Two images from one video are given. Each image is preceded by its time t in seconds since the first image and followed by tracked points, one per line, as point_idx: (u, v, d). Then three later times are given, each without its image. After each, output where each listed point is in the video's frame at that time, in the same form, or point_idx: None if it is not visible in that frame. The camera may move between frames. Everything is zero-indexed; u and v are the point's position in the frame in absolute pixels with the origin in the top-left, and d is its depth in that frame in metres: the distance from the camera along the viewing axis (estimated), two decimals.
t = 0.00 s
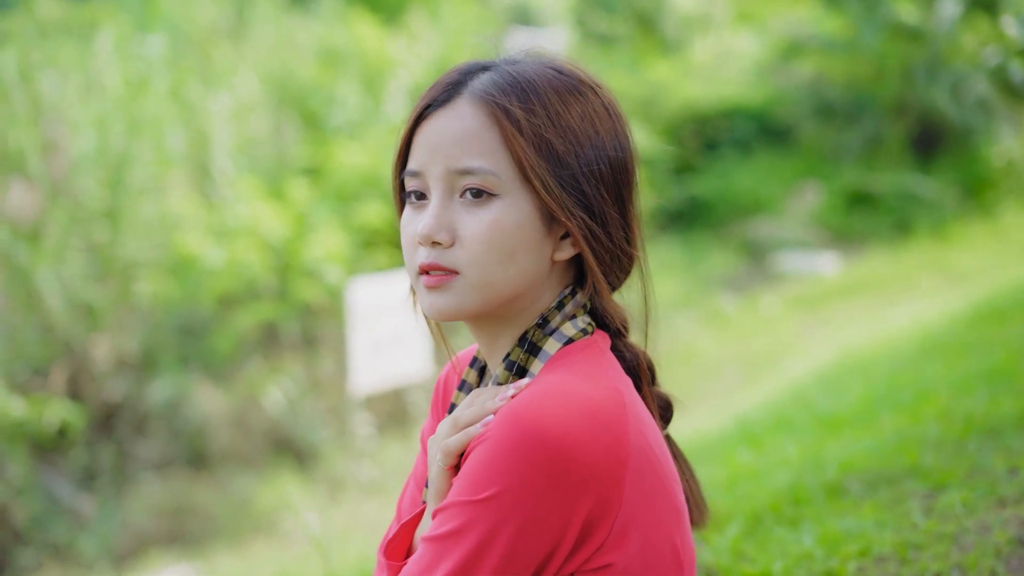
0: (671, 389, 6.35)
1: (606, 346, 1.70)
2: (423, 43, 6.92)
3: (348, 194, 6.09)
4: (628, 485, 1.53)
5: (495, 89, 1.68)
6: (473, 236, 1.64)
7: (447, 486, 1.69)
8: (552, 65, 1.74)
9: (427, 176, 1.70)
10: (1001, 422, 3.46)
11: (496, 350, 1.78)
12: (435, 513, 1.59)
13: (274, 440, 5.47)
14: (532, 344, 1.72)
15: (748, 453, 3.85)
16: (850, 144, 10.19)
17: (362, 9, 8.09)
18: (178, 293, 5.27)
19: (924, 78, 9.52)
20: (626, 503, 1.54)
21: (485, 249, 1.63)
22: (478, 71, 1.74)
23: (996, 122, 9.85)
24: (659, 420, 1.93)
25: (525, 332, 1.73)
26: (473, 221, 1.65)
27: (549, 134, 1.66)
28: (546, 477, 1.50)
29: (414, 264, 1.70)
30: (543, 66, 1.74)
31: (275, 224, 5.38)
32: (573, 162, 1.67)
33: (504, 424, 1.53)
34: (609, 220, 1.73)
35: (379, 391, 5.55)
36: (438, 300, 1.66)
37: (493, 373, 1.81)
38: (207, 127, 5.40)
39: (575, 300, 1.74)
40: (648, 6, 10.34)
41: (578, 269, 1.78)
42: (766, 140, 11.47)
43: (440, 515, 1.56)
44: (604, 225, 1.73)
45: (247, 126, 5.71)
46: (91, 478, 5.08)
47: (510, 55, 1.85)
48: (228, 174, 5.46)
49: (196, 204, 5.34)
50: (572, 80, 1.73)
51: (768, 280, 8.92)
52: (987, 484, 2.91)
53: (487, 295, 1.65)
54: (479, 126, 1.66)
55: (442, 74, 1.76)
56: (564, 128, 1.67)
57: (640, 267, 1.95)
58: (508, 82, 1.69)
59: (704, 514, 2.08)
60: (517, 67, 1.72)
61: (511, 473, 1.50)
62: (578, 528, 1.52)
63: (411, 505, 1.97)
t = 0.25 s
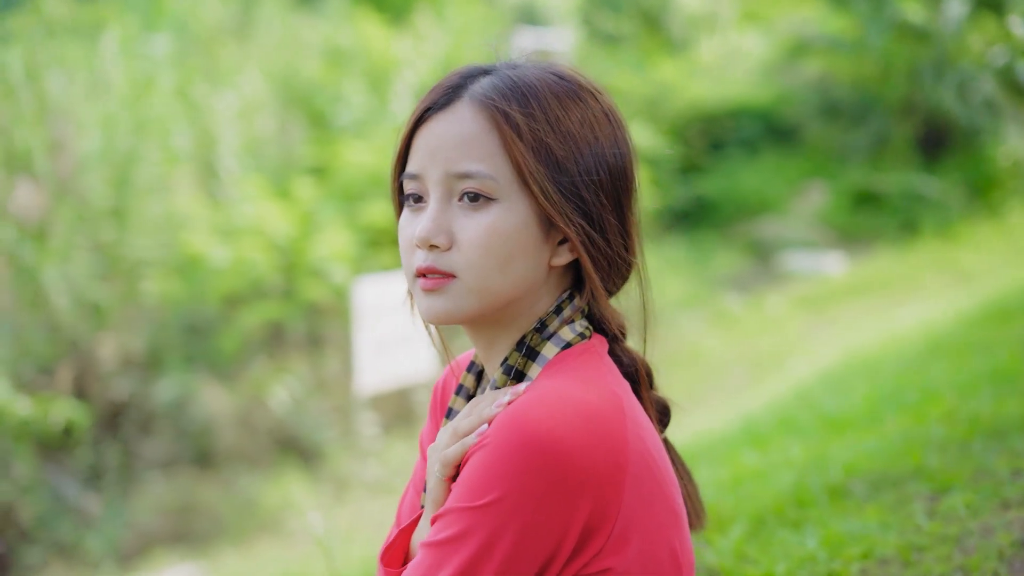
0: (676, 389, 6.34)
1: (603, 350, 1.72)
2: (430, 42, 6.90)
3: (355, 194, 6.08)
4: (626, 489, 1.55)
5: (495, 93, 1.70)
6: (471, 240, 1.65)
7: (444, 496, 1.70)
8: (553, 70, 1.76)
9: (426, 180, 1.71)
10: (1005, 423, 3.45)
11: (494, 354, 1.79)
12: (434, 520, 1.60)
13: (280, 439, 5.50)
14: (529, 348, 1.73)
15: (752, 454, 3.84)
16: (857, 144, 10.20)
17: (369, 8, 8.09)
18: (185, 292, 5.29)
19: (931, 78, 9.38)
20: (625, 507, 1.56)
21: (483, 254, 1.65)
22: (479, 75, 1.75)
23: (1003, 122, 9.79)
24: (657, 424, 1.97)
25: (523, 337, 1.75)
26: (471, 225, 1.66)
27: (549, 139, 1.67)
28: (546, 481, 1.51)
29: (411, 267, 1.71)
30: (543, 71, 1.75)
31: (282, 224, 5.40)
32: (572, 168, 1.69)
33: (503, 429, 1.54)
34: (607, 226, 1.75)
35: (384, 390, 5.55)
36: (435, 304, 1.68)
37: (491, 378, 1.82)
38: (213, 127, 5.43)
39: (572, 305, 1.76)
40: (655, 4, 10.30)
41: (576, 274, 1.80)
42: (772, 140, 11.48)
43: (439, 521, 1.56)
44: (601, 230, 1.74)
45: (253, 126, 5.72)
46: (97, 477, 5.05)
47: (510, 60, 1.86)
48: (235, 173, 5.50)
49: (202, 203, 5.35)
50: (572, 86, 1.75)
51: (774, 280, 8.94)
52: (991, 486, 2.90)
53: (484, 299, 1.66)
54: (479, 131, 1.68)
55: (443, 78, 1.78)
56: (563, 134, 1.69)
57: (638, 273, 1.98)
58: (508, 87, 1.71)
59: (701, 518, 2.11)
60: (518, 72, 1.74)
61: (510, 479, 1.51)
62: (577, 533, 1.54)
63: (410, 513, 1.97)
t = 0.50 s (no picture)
0: (684, 390, 6.34)
1: (605, 354, 1.72)
2: (438, 42, 6.88)
3: (362, 193, 6.08)
4: (629, 493, 1.56)
5: (497, 97, 1.70)
6: (473, 244, 1.65)
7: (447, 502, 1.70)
8: (555, 75, 1.76)
9: (427, 183, 1.71)
10: (1013, 425, 3.43)
11: (496, 359, 1.79)
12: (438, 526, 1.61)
13: (288, 439, 5.52)
14: (531, 352, 1.73)
15: (758, 454, 3.84)
16: (865, 144, 10.10)
17: (377, 7, 8.09)
18: (192, 292, 5.29)
19: (939, 77, 9.38)
20: (628, 511, 1.56)
21: (484, 258, 1.65)
22: (481, 79, 1.75)
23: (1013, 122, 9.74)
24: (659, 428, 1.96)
25: (524, 341, 1.75)
26: (473, 229, 1.66)
27: (551, 144, 1.68)
28: (549, 486, 1.51)
29: (412, 270, 1.71)
30: (546, 76, 1.76)
31: (290, 224, 5.36)
32: (575, 172, 1.69)
33: (506, 434, 1.54)
34: (609, 230, 1.76)
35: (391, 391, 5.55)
36: (435, 308, 1.67)
37: (492, 382, 1.82)
38: (221, 127, 5.44)
39: (574, 310, 1.77)
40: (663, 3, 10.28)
41: (577, 279, 1.80)
42: (780, 140, 11.39)
43: (443, 527, 1.57)
44: (603, 235, 1.75)
45: (260, 126, 5.73)
46: (105, 477, 5.12)
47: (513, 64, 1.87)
48: (241, 172, 5.46)
49: (209, 203, 5.36)
50: (575, 90, 1.76)
51: (782, 279, 8.93)
52: (999, 488, 2.88)
53: (486, 303, 1.67)
54: (481, 134, 1.68)
55: (445, 81, 1.78)
56: (565, 138, 1.69)
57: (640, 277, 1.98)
58: (511, 91, 1.71)
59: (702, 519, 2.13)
60: (521, 76, 1.74)
61: (513, 485, 1.52)
62: (581, 538, 1.54)
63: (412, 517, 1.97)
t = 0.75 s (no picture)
0: (692, 390, 6.34)
1: (608, 358, 1.73)
2: (446, 41, 6.87)
3: (371, 193, 6.08)
4: (633, 497, 1.56)
5: (502, 101, 1.70)
6: (475, 247, 1.65)
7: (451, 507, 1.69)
8: (559, 78, 1.77)
9: (430, 186, 1.71)
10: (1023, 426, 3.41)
11: (499, 362, 1.80)
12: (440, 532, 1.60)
13: (298, 438, 5.54)
14: (535, 355, 1.73)
15: (766, 455, 3.84)
16: (875, 144, 10.06)
17: (385, 7, 8.08)
18: (201, 291, 5.31)
19: (949, 76, 9.27)
20: (632, 514, 1.56)
21: (487, 261, 1.65)
22: (485, 82, 1.75)
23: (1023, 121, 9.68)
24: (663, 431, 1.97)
25: (528, 344, 1.75)
26: (476, 232, 1.66)
27: (555, 147, 1.68)
28: (553, 490, 1.51)
29: (413, 273, 1.71)
30: (551, 80, 1.76)
31: (299, 223, 5.37)
32: (578, 176, 1.70)
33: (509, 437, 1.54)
34: (612, 234, 1.76)
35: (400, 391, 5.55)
36: (437, 311, 1.67)
37: (496, 385, 1.82)
38: (230, 127, 5.45)
39: (577, 313, 1.77)
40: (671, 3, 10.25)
41: (581, 282, 1.81)
42: (789, 139, 11.36)
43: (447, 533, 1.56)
44: (606, 238, 1.75)
45: (269, 126, 5.74)
46: (114, 476, 5.13)
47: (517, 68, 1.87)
48: (251, 172, 5.47)
49: (219, 203, 5.38)
50: (579, 94, 1.76)
51: (790, 279, 8.92)
52: (1008, 489, 2.86)
53: (488, 306, 1.67)
54: (485, 137, 1.68)
55: (449, 84, 1.78)
56: (569, 142, 1.70)
57: (643, 281, 1.99)
58: (515, 94, 1.71)
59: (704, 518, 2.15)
60: (526, 80, 1.75)
61: (519, 488, 1.51)
62: (585, 541, 1.54)
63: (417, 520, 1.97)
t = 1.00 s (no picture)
0: (698, 390, 6.33)
1: (611, 359, 1.73)
2: (452, 41, 6.88)
3: (377, 193, 6.09)
4: (636, 498, 1.56)
5: (506, 101, 1.70)
6: (478, 247, 1.65)
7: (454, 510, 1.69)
8: (565, 79, 1.77)
9: (434, 185, 1.71)
10: None
11: (502, 363, 1.79)
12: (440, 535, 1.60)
13: (304, 438, 5.55)
14: (538, 356, 1.73)
15: (772, 455, 3.83)
16: (882, 143, 10.04)
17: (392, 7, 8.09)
18: (208, 291, 5.32)
19: (956, 76, 9.20)
20: (634, 516, 1.56)
21: (490, 261, 1.65)
22: (490, 83, 1.76)
23: None
24: (667, 433, 1.97)
25: (531, 345, 1.75)
26: (478, 232, 1.66)
27: (559, 148, 1.68)
28: (555, 490, 1.51)
29: (416, 272, 1.71)
30: (556, 80, 1.76)
31: (304, 222, 5.40)
32: (582, 177, 1.70)
33: (512, 438, 1.54)
34: (615, 235, 1.76)
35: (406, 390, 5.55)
36: (440, 310, 1.67)
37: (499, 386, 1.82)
38: (237, 127, 5.46)
39: (581, 314, 1.77)
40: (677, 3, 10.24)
41: (584, 283, 1.81)
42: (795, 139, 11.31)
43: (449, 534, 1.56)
44: (610, 240, 1.75)
45: (275, 125, 5.75)
46: (121, 475, 5.13)
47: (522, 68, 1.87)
48: (257, 172, 5.50)
49: (226, 203, 5.39)
50: (584, 96, 1.76)
51: (797, 279, 8.91)
52: (1013, 489, 2.85)
53: (491, 305, 1.66)
54: (489, 138, 1.68)
55: (454, 84, 1.78)
56: (573, 143, 1.70)
57: (647, 283, 1.98)
58: (520, 95, 1.71)
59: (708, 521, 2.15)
60: (530, 81, 1.75)
61: (522, 489, 1.52)
62: (588, 542, 1.54)
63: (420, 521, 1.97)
